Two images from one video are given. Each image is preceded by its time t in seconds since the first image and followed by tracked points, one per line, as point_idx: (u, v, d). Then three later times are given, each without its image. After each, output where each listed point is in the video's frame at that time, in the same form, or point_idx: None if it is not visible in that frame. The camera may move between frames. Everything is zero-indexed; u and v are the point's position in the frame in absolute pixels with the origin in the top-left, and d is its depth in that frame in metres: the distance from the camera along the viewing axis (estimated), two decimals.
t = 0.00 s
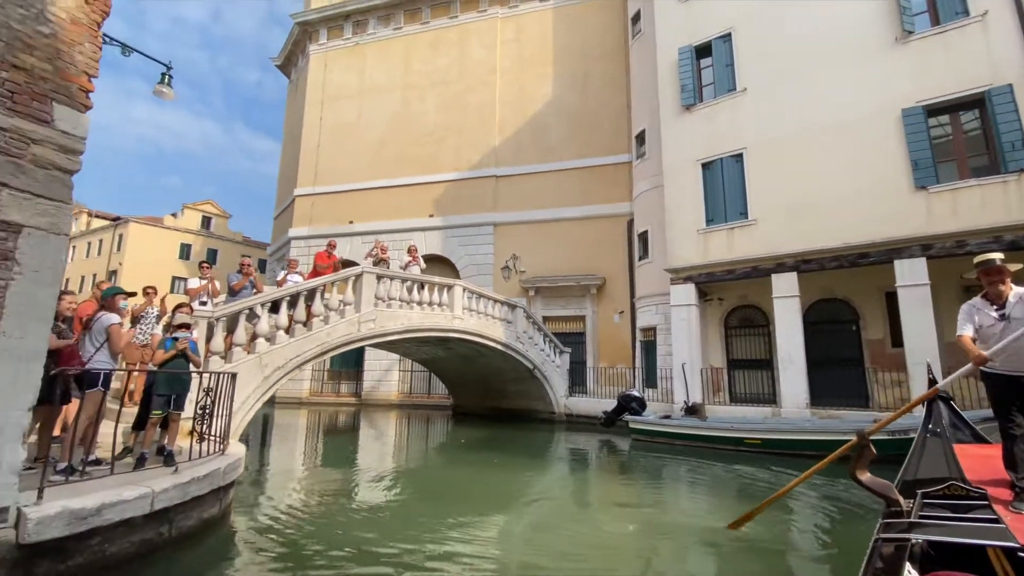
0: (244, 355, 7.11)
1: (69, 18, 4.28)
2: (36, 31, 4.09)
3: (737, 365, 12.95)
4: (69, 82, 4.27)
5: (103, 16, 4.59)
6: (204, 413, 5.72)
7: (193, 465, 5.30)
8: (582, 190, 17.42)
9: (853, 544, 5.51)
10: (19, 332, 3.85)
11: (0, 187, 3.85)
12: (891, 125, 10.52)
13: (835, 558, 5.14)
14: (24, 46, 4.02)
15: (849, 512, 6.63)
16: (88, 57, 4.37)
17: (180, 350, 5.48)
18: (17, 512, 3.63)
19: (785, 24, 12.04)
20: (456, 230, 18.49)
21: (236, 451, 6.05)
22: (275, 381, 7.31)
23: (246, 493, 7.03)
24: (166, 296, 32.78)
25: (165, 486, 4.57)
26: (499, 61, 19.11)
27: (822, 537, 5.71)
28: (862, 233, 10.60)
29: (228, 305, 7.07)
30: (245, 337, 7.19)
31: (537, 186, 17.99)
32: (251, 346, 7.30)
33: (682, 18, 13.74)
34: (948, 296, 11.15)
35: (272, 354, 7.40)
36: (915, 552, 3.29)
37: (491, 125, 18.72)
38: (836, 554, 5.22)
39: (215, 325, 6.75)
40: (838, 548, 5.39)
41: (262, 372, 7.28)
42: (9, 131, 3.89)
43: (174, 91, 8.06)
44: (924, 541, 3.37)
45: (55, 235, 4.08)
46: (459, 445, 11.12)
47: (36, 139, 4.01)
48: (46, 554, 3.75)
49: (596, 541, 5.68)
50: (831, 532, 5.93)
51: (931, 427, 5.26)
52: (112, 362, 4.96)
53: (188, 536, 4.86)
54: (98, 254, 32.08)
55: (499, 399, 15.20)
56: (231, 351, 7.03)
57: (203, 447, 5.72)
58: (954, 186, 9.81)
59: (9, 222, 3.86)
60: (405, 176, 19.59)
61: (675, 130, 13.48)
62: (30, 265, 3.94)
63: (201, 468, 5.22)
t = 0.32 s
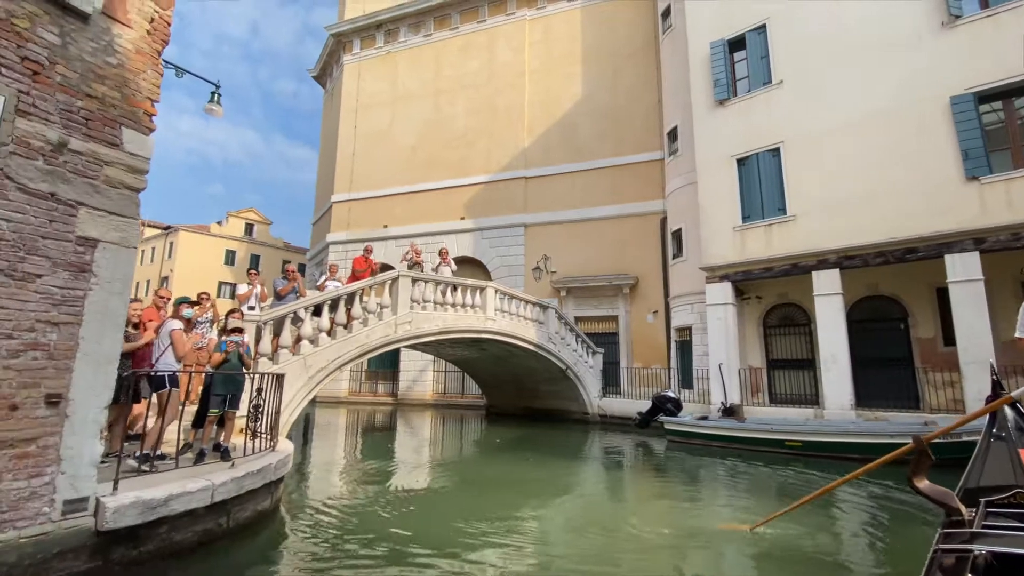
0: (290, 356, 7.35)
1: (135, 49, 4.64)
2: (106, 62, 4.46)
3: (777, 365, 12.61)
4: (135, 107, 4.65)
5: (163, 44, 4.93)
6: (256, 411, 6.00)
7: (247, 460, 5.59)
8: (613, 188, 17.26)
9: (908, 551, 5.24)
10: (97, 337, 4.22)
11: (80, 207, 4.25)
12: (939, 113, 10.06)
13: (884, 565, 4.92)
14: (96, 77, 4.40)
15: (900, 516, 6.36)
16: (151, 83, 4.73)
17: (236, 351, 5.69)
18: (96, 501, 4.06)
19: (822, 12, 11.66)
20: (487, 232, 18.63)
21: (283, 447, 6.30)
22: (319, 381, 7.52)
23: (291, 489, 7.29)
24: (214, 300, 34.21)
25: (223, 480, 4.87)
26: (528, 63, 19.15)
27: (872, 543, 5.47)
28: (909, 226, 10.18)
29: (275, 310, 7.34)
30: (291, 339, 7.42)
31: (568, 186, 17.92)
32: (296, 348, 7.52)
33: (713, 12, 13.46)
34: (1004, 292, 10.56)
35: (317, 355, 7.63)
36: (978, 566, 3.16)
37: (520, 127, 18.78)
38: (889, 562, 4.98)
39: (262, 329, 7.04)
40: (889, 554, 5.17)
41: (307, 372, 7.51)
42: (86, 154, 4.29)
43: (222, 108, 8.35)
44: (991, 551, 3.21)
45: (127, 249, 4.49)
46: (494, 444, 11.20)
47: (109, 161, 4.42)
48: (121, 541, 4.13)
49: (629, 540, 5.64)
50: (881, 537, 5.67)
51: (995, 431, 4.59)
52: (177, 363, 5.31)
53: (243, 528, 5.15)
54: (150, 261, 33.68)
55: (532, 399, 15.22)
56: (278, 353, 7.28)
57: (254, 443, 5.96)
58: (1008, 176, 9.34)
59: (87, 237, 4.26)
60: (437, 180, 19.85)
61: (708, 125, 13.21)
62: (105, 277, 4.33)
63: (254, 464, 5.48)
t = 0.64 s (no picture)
0: (321, 357, 7.49)
1: (179, 69, 4.91)
2: (154, 83, 4.72)
3: (805, 365, 12.38)
4: (180, 124, 4.90)
5: (205, 64, 5.18)
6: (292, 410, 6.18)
7: (284, 456, 5.78)
8: (634, 188, 17.14)
9: (942, 553, 5.15)
10: (149, 340, 4.48)
11: (132, 219, 4.51)
12: (973, 105, 9.79)
13: (916, 566, 4.85)
14: (144, 97, 4.66)
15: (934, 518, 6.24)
16: (194, 102, 4.99)
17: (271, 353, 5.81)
18: (149, 493, 4.37)
19: (848, 5, 11.42)
20: (508, 233, 18.70)
21: (317, 443, 6.47)
22: (348, 380, 7.65)
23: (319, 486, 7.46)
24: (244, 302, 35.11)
25: (263, 474, 5.11)
26: (548, 64, 19.16)
27: (907, 544, 5.38)
28: (942, 221, 9.90)
29: (305, 313, 7.48)
30: (321, 341, 7.54)
31: (589, 186, 17.86)
32: (326, 349, 7.65)
33: (735, 7, 13.27)
34: None
35: (345, 356, 7.77)
36: None
37: (541, 129, 18.79)
38: (920, 564, 4.91)
39: (295, 331, 7.14)
40: (922, 556, 5.09)
41: (336, 373, 7.65)
42: (136, 170, 4.54)
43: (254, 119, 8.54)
44: None
45: (174, 257, 4.74)
46: (517, 443, 11.24)
47: (157, 175, 4.67)
48: (172, 530, 4.43)
49: (652, 540, 5.64)
50: (915, 539, 5.57)
51: None
52: (217, 365, 5.46)
53: (283, 520, 5.39)
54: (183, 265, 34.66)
55: (554, 399, 15.21)
56: (309, 354, 7.41)
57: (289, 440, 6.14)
58: None
59: (138, 247, 4.51)
60: (459, 182, 19.99)
61: (730, 122, 13.03)
62: (155, 283, 4.57)
63: (290, 459, 5.70)
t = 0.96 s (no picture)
0: (340, 357, 7.60)
1: (209, 83, 5.08)
2: (186, 97, 4.90)
3: (822, 365, 12.27)
4: (211, 135, 5.08)
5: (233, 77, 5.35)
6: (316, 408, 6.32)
7: (308, 452, 5.91)
8: (648, 187, 17.09)
9: (962, 553, 5.14)
10: (184, 340, 4.66)
11: (167, 226, 4.70)
12: (993, 101, 9.68)
13: (936, 566, 4.84)
14: (178, 110, 4.85)
15: (954, 517, 6.21)
16: (223, 113, 5.17)
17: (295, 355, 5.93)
18: (185, 487, 4.54)
19: (865, 2, 11.32)
20: (522, 234, 18.75)
21: (338, 441, 6.60)
22: (368, 379, 7.77)
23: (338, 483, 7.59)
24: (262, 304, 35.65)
25: (290, 469, 5.23)
26: (560, 65, 19.18)
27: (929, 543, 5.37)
28: (962, 218, 9.78)
29: (324, 314, 7.60)
30: (341, 341, 7.66)
31: (602, 186, 17.84)
32: (345, 349, 7.77)
33: (750, 5, 13.18)
34: None
35: (364, 356, 7.89)
36: None
37: (554, 130, 18.82)
38: (939, 563, 4.91)
39: (315, 332, 7.28)
40: (940, 555, 5.10)
41: (356, 372, 7.76)
42: (171, 179, 4.73)
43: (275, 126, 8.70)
44: None
45: (206, 262, 4.91)
46: (531, 442, 11.27)
47: (190, 184, 4.86)
48: (206, 522, 4.60)
49: (669, 537, 5.68)
50: (936, 539, 5.55)
51: None
52: (245, 365, 5.57)
53: (307, 514, 5.53)
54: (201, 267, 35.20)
55: (569, 399, 15.22)
56: (329, 354, 7.51)
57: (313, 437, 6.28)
58: None
59: (173, 253, 4.70)
60: (472, 183, 20.08)
61: (744, 121, 12.95)
62: (189, 287, 4.75)
63: (315, 456, 5.80)
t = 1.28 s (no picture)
0: (355, 357, 7.70)
1: (231, 92, 5.19)
2: (211, 106, 5.01)
3: (834, 364, 12.20)
4: (234, 143, 5.19)
5: (254, 86, 5.47)
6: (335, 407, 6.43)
7: (327, 449, 6.02)
8: (657, 187, 17.07)
9: (979, 554, 5.09)
10: (210, 340, 4.76)
11: (194, 230, 4.80)
12: (1006, 97, 9.60)
13: (953, 567, 4.78)
14: (203, 119, 4.95)
15: (970, 516, 6.18)
16: (245, 121, 5.28)
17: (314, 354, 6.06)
18: (211, 481, 4.66)
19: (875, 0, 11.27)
20: (531, 234, 18.80)
21: (356, 437, 6.70)
22: (382, 379, 7.85)
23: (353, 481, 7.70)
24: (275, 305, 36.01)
25: (310, 465, 5.36)
26: (569, 66, 19.20)
27: (945, 542, 5.33)
28: (976, 216, 9.69)
29: (339, 315, 7.70)
30: (355, 341, 7.75)
31: (612, 186, 17.83)
32: (360, 349, 7.86)
33: (759, 4, 13.12)
34: None
35: (378, 356, 7.97)
36: None
37: (563, 131, 18.84)
38: (955, 563, 4.86)
39: (331, 332, 7.41)
40: (956, 555, 5.04)
41: (370, 372, 7.84)
42: (197, 186, 4.83)
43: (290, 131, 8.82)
44: None
45: (230, 265, 5.01)
46: (542, 442, 11.32)
47: (214, 190, 4.97)
48: (232, 515, 4.71)
49: (682, 534, 5.71)
50: (952, 538, 5.51)
51: None
52: (268, 364, 5.72)
53: (326, 509, 5.64)
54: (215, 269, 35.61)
55: (579, 399, 15.25)
56: (344, 354, 7.61)
57: (330, 435, 6.37)
58: None
59: (199, 257, 4.80)
60: (482, 184, 20.16)
61: (755, 120, 12.89)
62: (214, 289, 4.86)
63: (333, 452, 5.91)
